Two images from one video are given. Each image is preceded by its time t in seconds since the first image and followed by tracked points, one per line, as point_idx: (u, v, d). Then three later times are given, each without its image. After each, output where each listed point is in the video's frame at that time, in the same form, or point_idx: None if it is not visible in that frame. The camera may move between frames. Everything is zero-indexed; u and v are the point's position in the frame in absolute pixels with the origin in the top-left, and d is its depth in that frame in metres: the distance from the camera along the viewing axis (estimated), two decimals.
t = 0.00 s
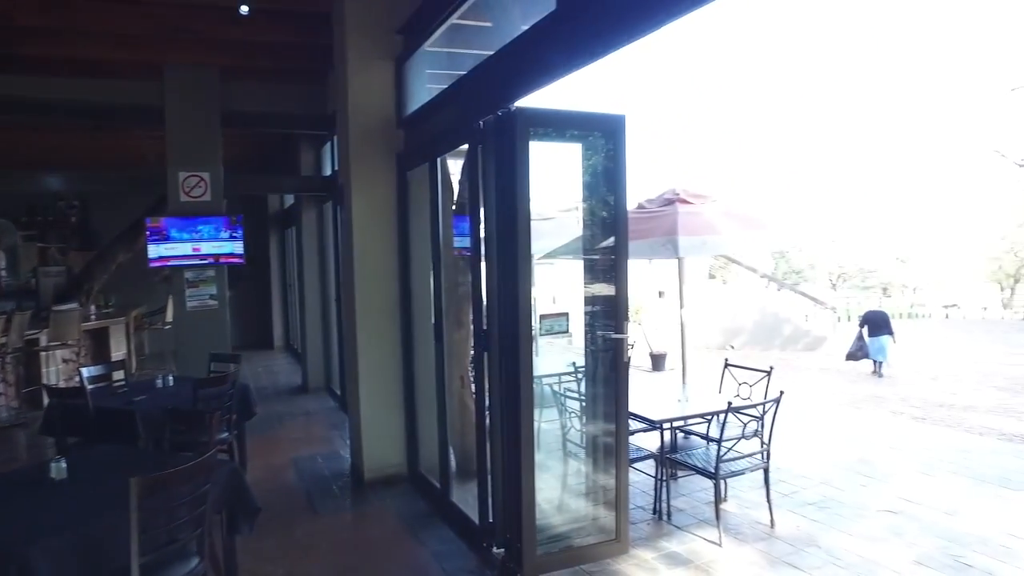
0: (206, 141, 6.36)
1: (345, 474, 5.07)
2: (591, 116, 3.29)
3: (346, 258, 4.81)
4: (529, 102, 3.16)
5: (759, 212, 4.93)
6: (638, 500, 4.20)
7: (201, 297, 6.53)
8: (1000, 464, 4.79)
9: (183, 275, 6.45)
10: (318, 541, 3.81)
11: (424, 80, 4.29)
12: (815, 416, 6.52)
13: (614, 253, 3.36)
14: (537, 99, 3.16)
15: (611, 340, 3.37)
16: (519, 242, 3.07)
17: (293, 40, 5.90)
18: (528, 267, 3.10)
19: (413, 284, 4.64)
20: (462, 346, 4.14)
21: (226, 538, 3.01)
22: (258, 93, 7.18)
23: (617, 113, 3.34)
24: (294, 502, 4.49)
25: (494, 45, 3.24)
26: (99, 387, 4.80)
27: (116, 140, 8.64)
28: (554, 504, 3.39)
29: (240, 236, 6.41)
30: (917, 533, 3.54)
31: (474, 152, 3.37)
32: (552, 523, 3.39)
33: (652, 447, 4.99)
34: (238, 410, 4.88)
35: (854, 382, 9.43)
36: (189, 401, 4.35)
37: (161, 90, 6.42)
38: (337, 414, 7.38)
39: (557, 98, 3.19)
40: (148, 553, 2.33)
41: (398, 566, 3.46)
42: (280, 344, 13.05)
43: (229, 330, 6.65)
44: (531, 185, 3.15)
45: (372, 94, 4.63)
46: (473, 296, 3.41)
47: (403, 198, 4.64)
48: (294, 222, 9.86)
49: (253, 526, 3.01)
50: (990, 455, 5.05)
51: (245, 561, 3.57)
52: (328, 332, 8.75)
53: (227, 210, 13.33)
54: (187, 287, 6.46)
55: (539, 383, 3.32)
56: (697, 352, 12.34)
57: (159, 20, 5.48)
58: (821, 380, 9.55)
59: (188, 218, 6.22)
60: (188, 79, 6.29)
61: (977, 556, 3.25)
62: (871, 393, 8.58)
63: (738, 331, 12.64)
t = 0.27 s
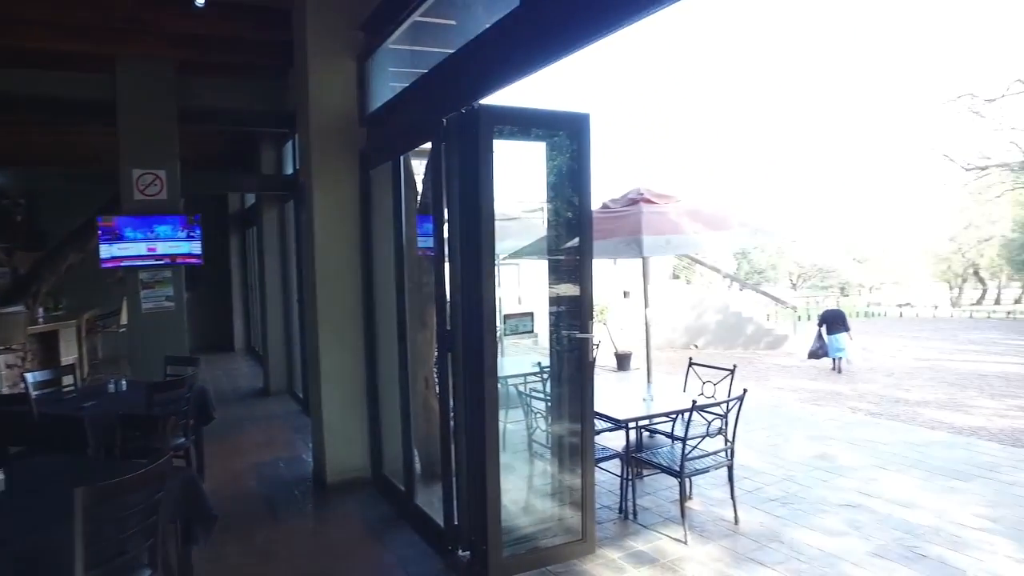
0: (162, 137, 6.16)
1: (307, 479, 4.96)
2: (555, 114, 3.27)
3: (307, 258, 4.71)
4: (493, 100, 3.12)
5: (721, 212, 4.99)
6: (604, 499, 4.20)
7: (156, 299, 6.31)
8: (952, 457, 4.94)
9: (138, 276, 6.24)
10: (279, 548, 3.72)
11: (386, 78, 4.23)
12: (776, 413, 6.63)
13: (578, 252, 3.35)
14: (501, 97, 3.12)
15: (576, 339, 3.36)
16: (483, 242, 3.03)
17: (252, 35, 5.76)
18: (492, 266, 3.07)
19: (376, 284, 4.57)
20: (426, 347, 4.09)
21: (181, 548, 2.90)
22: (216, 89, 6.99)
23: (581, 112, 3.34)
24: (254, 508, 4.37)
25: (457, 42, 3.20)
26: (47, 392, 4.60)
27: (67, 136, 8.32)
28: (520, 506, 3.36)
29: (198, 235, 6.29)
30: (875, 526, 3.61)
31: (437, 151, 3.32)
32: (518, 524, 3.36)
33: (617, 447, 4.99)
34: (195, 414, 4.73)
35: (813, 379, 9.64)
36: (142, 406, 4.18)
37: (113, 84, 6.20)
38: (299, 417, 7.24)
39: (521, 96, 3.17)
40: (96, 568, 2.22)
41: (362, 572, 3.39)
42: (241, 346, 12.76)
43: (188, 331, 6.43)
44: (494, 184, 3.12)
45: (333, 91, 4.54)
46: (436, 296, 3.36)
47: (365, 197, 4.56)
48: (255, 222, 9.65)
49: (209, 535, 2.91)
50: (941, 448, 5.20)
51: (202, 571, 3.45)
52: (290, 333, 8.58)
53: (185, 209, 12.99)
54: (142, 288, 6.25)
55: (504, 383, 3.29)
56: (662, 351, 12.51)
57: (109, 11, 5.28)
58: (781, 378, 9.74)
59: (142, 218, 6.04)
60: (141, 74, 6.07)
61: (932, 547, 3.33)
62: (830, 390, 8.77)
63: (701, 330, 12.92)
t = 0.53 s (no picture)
0: (127, 135, 6.01)
1: (278, 483, 4.87)
2: (528, 114, 3.26)
3: (278, 258, 4.63)
4: (467, 99, 3.09)
5: (694, 213, 5.02)
6: (579, 500, 4.20)
7: (122, 301, 6.16)
8: (918, 453, 5.04)
9: (102, 277, 6.08)
10: (249, 555, 3.64)
11: (359, 76, 4.18)
12: (748, 412, 6.71)
13: (552, 253, 3.34)
14: (475, 96, 3.09)
15: (550, 340, 3.35)
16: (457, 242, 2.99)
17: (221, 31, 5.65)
18: (466, 266, 3.05)
19: (348, 285, 4.50)
20: (400, 348, 4.04)
21: (146, 557, 2.80)
22: (183, 86, 6.84)
23: (555, 111, 3.33)
24: (224, 514, 4.28)
25: (430, 41, 3.16)
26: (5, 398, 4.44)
27: (27, 133, 8.07)
28: (495, 508, 3.34)
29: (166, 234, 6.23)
30: (845, 522, 3.67)
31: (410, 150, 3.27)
32: (493, 526, 3.33)
33: (592, 447, 5.00)
34: (162, 419, 4.62)
35: (784, 378, 9.79)
36: (105, 411, 4.05)
37: (75, 79, 6.02)
38: (270, 421, 7.11)
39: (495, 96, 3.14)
40: None
41: None
42: (211, 349, 12.52)
43: (156, 334, 6.29)
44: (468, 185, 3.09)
45: (305, 89, 4.47)
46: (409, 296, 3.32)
47: (338, 196, 4.49)
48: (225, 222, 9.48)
49: (175, 543, 2.82)
50: (908, 445, 5.31)
51: None
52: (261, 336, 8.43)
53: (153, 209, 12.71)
54: (107, 290, 6.10)
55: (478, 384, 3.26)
56: (636, 352, 12.64)
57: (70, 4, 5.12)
58: (753, 377, 9.88)
59: (107, 217, 5.94)
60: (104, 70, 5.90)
61: (900, 541, 3.39)
62: (800, 389, 8.91)
63: (674, 330, 13.08)
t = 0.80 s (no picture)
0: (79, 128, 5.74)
1: (241, 490, 4.75)
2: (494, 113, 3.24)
3: (239, 259, 4.51)
4: (431, 97, 3.03)
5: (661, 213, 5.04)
6: (548, 501, 4.17)
7: (76, 302, 5.95)
8: (878, 449, 5.16)
9: (53, 279, 5.87)
10: (209, 565, 3.53)
11: (323, 73, 4.10)
12: (714, 411, 6.79)
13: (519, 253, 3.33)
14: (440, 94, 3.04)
15: (518, 340, 3.32)
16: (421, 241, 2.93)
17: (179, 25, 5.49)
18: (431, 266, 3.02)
19: (312, 286, 4.40)
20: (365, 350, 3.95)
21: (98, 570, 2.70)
22: (140, 82, 6.65)
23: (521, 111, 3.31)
24: (182, 523, 4.15)
25: (395, 37, 3.10)
26: None
27: None
28: (462, 511, 3.31)
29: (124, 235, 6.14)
30: (809, 518, 3.72)
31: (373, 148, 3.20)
32: (461, 530, 3.28)
33: (560, 448, 4.99)
34: (118, 425, 4.46)
35: (748, 377, 9.95)
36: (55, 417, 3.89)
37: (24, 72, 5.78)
38: (234, 425, 6.94)
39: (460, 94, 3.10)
40: None
41: None
42: (172, 352, 12.20)
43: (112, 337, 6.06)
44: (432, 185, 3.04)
45: (266, 85, 4.36)
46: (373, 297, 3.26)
47: (301, 195, 4.39)
48: (186, 222, 9.25)
49: (130, 553, 2.74)
50: (868, 441, 5.42)
51: None
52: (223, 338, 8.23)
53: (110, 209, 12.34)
54: (60, 291, 5.89)
55: (444, 386, 3.21)
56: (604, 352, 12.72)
57: None
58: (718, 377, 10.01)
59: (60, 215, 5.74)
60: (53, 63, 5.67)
61: (862, 536, 3.45)
62: (765, 387, 9.05)
63: (642, 330, 13.20)
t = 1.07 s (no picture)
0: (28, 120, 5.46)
1: (201, 497, 4.62)
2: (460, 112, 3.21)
3: (198, 259, 4.38)
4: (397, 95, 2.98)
5: (627, 214, 5.06)
6: (515, 503, 4.15)
7: (24, 305, 5.78)
8: (839, 446, 5.26)
9: None
10: None
11: (285, 70, 4.01)
12: (681, 411, 6.85)
13: (485, 255, 3.31)
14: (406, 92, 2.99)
15: (485, 341, 3.29)
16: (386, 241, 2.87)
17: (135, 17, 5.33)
18: (397, 266, 2.97)
19: (275, 287, 4.30)
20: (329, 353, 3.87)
21: None
22: (94, 75, 6.43)
23: (489, 110, 3.28)
24: (138, 533, 4.01)
25: (360, 33, 3.03)
26: None
27: None
28: (430, 515, 3.25)
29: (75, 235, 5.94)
30: (774, 516, 3.76)
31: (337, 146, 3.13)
32: (428, 534, 3.23)
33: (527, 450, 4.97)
34: (70, 432, 4.29)
35: (714, 376, 10.09)
36: None
37: None
38: (194, 430, 6.77)
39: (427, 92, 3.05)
40: None
41: None
42: (129, 355, 11.86)
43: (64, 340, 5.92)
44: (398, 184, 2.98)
45: (227, 81, 4.24)
46: (337, 299, 3.18)
47: (263, 194, 4.29)
48: (144, 220, 8.99)
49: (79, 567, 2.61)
50: (830, 438, 5.53)
51: None
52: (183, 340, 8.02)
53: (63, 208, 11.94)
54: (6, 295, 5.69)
55: (410, 388, 3.15)
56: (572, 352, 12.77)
57: None
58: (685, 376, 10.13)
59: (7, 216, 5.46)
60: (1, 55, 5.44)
61: (825, 532, 3.51)
62: (730, 386, 9.19)
63: (609, 330, 13.30)
